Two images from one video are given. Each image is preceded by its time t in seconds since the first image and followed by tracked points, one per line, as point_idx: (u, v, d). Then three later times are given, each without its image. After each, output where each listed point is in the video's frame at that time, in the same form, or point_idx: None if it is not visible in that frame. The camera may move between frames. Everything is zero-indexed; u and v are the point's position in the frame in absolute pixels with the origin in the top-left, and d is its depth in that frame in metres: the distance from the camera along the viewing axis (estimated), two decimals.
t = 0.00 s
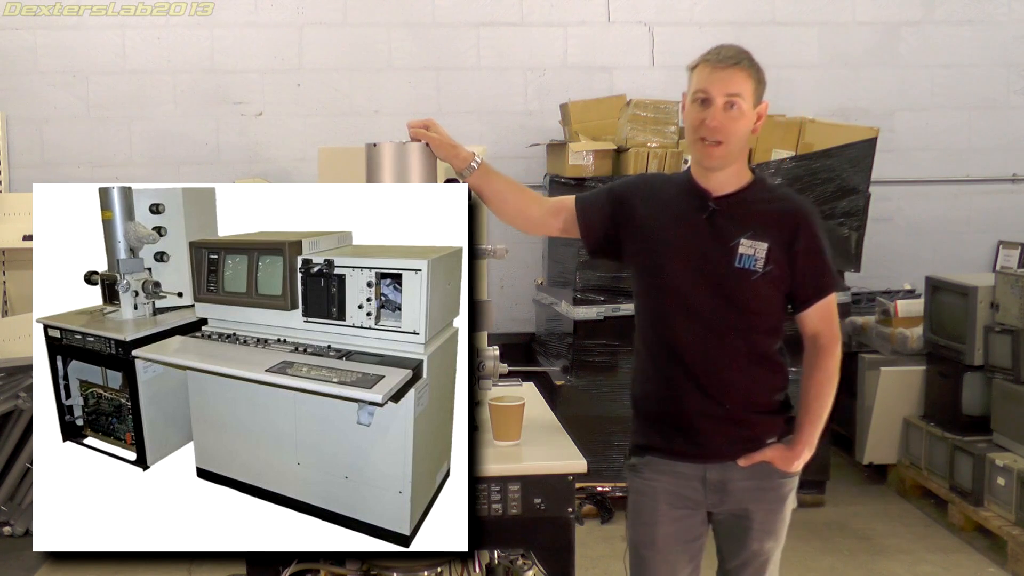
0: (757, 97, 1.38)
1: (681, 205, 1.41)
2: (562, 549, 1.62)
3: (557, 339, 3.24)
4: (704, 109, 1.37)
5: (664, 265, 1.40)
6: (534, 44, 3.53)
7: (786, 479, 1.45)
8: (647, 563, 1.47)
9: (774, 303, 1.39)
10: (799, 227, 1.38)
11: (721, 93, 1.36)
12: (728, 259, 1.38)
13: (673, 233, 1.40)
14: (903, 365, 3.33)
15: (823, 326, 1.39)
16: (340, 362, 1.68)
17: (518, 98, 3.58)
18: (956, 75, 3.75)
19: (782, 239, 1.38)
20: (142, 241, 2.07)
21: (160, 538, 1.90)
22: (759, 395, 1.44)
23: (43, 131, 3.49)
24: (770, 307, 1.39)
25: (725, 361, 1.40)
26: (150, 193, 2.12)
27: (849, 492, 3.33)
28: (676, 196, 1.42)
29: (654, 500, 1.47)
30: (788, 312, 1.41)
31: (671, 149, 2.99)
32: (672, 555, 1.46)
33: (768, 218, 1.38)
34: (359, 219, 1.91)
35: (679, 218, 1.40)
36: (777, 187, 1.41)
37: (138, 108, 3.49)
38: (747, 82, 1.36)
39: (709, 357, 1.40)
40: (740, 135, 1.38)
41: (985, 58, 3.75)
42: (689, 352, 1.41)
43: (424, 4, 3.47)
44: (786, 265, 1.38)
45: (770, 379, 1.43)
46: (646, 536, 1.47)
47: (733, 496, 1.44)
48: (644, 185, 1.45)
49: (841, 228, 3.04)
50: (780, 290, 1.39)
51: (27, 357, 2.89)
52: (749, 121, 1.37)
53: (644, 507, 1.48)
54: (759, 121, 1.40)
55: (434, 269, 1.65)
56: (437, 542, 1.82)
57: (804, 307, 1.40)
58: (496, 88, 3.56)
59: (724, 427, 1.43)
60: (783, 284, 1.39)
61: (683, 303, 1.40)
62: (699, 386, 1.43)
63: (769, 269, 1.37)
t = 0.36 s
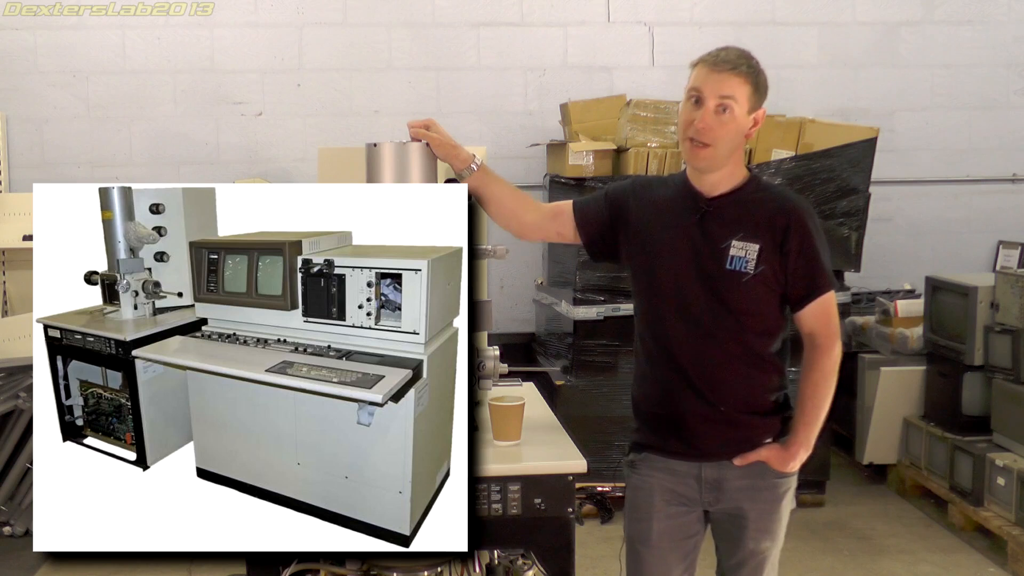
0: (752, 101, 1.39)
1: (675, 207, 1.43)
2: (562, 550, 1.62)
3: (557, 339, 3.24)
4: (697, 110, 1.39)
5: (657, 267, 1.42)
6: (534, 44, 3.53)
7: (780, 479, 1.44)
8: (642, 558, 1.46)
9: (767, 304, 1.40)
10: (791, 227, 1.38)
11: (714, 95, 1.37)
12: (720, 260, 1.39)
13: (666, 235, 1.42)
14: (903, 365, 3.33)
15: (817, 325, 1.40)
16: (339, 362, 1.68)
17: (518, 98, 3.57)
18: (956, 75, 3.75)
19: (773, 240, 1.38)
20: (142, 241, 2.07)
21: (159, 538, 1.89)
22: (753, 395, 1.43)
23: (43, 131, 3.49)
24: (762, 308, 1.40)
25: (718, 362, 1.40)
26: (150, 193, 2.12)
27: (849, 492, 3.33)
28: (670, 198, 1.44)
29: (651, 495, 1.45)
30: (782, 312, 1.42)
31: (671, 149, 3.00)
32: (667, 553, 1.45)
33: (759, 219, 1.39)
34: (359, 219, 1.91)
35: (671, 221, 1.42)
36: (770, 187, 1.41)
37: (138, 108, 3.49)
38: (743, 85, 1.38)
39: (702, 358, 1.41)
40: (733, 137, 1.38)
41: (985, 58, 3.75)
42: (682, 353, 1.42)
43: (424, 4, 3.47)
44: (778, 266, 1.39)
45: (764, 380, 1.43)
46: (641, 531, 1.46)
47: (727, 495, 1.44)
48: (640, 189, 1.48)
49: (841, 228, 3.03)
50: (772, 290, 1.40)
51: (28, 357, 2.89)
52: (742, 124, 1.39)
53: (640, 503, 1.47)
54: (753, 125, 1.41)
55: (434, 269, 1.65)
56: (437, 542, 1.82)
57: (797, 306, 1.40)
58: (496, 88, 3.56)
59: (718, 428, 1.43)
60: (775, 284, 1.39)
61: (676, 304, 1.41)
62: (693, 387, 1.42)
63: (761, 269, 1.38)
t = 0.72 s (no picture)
0: (759, 103, 1.39)
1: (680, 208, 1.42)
2: (562, 550, 1.62)
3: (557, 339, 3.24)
4: (705, 113, 1.38)
5: (662, 268, 1.41)
6: (534, 45, 3.53)
7: (785, 480, 1.45)
8: (647, 560, 1.46)
9: (772, 305, 1.40)
10: (796, 228, 1.39)
11: (723, 99, 1.37)
12: (727, 261, 1.39)
13: (672, 236, 1.41)
14: (902, 365, 3.34)
15: (821, 327, 1.41)
16: (340, 362, 1.68)
17: (518, 98, 3.57)
18: (956, 75, 3.75)
19: (779, 241, 1.39)
20: (142, 241, 2.07)
21: (159, 538, 1.90)
22: (758, 396, 1.43)
23: (43, 131, 3.49)
24: (767, 309, 1.40)
25: (724, 363, 1.40)
26: (150, 193, 2.12)
27: (848, 492, 3.33)
28: (674, 199, 1.43)
29: (655, 498, 1.45)
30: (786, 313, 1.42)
31: (671, 149, 3.00)
32: (672, 554, 1.45)
33: (764, 220, 1.39)
34: (359, 219, 1.91)
35: (676, 221, 1.42)
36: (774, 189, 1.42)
37: (138, 108, 3.49)
38: (751, 88, 1.37)
39: (707, 359, 1.40)
40: (740, 140, 1.38)
41: (985, 58, 3.75)
42: (687, 355, 1.40)
43: (424, 4, 3.47)
44: (783, 267, 1.39)
45: (768, 380, 1.43)
46: (645, 534, 1.46)
47: (732, 496, 1.44)
48: (643, 189, 1.47)
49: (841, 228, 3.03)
50: (777, 291, 1.40)
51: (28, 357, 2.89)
52: (750, 127, 1.39)
53: (644, 505, 1.46)
54: (759, 127, 1.41)
55: (434, 269, 1.65)
56: (437, 542, 1.82)
57: (802, 308, 1.41)
58: (496, 88, 3.56)
59: (722, 429, 1.42)
60: (780, 286, 1.40)
61: (681, 306, 1.41)
62: (698, 388, 1.42)
63: (767, 270, 1.38)
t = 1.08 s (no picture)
0: (777, 100, 1.39)
1: (695, 206, 1.42)
2: (562, 549, 1.62)
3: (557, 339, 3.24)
4: (723, 110, 1.38)
5: (674, 265, 1.41)
6: (534, 45, 3.53)
7: (790, 482, 1.44)
8: (649, 560, 1.46)
9: (784, 306, 1.40)
10: (810, 230, 1.38)
11: (742, 95, 1.37)
12: (740, 261, 1.38)
13: (685, 234, 1.41)
14: (902, 365, 3.34)
15: (831, 330, 1.42)
16: (340, 362, 1.68)
17: (518, 99, 3.57)
18: (956, 75, 3.75)
19: (793, 242, 1.38)
20: (142, 241, 2.07)
21: (160, 538, 1.90)
22: (766, 397, 1.43)
23: (43, 131, 3.49)
24: (779, 310, 1.40)
25: (733, 362, 1.40)
26: (150, 193, 2.12)
27: (848, 492, 3.33)
28: (689, 197, 1.43)
29: (658, 497, 1.46)
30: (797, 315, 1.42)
31: (671, 149, 3.00)
32: (674, 554, 1.46)
33: (779, 221, 1.39)
34: (359, 219, 1.91)
35: (690, 219, 1.41)
36: (787, 190, 1.41)
37: (138, 108, 3.49)
38: (768, 84, 1.37)
39: (717, 357, 1.39)
40: (758, 137, 1.38)
41: (985, 58, 3.75)
42: (696, 352, 1.40)
43: (424, 4, 3.47)
44: (796, 268, 1.39)
45: (777, 381, 1.43)
46: (647, 533, 1.46)
47: (736, 497, 1.44)
48: (658, 186, 1.46)
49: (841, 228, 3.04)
50: (790, 292, 1.40)
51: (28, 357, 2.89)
52: (768, 122, 1.39)
53: (646, 505, 1.47)
54: (779, 122, 1.41)
55: (434, 269, 1.65)
56: (437, 542, 1.83)
57: (813, 310, 1.41)
58: (496, 88, 3.55)
59: (729, 429, 1.42)
60: (792, 287, 1.40)
61: (693, 303, 1.40)
62: (707, 387, 1.41)
63: (780, 271, 1.38)
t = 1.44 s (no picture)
0: (806, 91, 1.41)
1: (724, 198, 1.42)
2: (562, 550, 1.62)
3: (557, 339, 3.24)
4: (756, 101, 1.40)
5: (701, 255, 1.41)
6: (534, 45, 3.53)
7: (801, 487, 1.44)
8: (656, 558, 1.47)
9: (810, 303, 1.39)
10: (840, 229, 1.38)
11: (774, 85, 1.39)
12: (767, 254, 1.38)
13: (714, 225, 1.41)
14: (902, 365, 3.34)
15: (852, 333, 1.40)
16: (340, 362, 1.68)
17: (518, 98, 3.57)
18: (956, 75, 3.75)
19: (822, 239, 1.38)
20: (142, 241, 2.07)
21: (160, 538, 1.90)
22: (785, 395, 1.42)
23: (43, 131, 3.49)
24: (805, 306, 1.39)
25: (756, 356, 1.39)
26: (150, 193, 2.12)
27: (849, 492, 3.33)
28: (718, 189, 1.43)
29: (668, 495, 1.46)
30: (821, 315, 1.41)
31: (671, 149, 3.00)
32: (682, 553, 1.47)
33: (809, 218, 1.39)
34: (359, 219, 1.91)
35: (718, 211, 1.42)
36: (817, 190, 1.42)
37: (138, 108, 3.49)
38: (799, 75, 1.40)
39: (740, 349, 1.39)
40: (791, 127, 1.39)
41: (984, 58, 3.75)
42: (718, 344, 1.40)
43: (424, 4, 3.47)
44: (825, 266, 1.38)
45: (797, 380, 1.42)
46: (656, 532, 1.47)
47: (747, 498, 1.44)
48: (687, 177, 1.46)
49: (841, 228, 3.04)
50: (817, 290, 1.39)
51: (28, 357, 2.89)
52: (799, 113, 1.40)
53: (656, 502, 1.48)
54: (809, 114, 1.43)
55: (434, 269, 1.65)
56: (437, 542, 1.82)
57: (836, 310, 1.40)
58: (496, 88, 3.55)
59: (747, 425, 1.42)
60: (819, 285, 1.39)
61: (718, 295, 1.40)
62: (726, 380, 1.41)
63: (808, 266, 1.38)
